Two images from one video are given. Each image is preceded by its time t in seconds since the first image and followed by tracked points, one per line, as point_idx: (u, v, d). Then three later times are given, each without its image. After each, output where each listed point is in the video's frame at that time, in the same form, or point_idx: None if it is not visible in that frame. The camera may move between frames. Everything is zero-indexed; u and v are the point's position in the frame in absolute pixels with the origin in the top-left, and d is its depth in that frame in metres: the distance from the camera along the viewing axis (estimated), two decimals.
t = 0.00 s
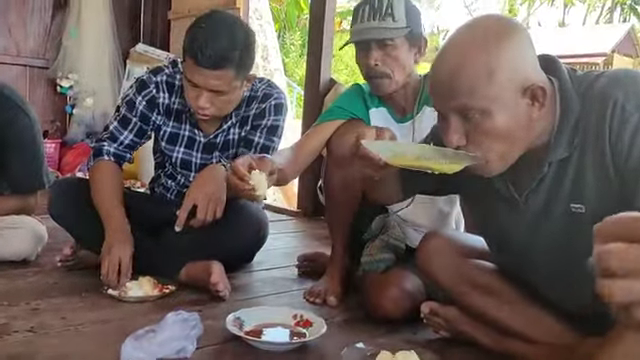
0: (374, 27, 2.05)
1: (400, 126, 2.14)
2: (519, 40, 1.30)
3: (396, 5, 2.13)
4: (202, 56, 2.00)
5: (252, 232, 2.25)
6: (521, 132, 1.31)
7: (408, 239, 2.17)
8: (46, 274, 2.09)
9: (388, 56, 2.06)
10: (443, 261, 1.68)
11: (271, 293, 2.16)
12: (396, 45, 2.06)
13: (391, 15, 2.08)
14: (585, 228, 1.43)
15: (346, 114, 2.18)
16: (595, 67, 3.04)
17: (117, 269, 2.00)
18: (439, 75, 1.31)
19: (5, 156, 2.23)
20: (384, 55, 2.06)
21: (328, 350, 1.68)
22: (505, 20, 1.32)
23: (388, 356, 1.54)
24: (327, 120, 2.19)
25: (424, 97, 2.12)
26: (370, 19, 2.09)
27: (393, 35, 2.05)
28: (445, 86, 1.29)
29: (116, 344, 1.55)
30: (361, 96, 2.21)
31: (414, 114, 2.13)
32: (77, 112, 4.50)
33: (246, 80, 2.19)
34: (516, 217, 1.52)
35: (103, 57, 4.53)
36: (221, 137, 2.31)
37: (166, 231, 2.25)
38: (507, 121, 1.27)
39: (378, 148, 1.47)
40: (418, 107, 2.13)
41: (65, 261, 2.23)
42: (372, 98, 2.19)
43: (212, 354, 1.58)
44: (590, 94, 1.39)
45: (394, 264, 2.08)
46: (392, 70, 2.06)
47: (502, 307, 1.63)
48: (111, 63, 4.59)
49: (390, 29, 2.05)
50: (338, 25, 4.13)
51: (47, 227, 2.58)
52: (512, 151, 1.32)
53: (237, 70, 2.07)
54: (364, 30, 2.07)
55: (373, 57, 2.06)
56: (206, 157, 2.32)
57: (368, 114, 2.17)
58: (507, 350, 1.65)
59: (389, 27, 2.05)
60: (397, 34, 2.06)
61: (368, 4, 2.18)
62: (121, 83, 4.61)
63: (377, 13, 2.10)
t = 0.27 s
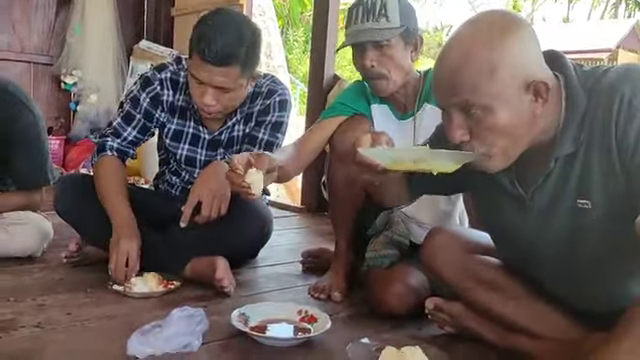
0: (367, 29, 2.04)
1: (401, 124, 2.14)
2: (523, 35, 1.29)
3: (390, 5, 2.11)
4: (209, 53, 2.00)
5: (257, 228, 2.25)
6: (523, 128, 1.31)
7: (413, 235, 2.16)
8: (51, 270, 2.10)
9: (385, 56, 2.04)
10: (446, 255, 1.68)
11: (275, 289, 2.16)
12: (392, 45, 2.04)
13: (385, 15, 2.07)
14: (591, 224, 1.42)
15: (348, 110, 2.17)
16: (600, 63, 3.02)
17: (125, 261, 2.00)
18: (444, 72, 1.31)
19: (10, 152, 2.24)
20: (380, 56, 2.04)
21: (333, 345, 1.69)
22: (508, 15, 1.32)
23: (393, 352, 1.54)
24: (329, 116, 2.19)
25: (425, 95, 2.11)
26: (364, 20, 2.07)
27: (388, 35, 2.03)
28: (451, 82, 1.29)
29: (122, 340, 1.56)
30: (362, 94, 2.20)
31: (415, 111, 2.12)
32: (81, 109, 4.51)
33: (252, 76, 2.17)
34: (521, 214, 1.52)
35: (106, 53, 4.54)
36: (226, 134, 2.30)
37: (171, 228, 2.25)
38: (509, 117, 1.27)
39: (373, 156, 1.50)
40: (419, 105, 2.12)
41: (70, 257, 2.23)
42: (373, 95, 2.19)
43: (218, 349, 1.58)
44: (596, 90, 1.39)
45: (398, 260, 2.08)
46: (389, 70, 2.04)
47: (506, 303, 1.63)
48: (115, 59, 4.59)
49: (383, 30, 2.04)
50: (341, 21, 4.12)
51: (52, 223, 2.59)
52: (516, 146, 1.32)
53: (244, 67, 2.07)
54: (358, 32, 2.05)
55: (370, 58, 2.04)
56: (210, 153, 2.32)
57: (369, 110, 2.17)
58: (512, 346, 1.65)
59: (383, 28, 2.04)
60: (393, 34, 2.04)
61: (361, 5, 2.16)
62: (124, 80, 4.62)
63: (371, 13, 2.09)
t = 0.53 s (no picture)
0: (381, 17, 2.02)
1: (407, 117, 2.11)
2: (532, 26, 1.28)
3: None
4: (212, 52, 1.99)
5: (266, 221, 2.26)
6: (531, 121, 1.30)
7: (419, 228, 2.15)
8: (61, 263, 2.11)
9: (393, 46, 2.03)
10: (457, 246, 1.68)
11: (284, 282, 2.17)
12: (405, 35, 2.02)
13: (399, 4, 2.05)
14: (601, 215, 1.44)
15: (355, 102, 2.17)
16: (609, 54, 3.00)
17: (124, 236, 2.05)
18: (452, 62, 1.30)
19: (20, 146, 2.26)
20: (391, 46, 2.02)
21: (343, 338, 1.69)
22: (517, 6, 1.30)
23: (402, 344, 1.54)
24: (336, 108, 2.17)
25: (433, 86, 2.07)
26: (378, 10, 2.05)
27: (403, 24, 2.01)
28: (460, 72, 1.28)
29: (133, 331, 1.57)
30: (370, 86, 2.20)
31: (423, 103, 2.09)
32: (89, 103, 4.52)
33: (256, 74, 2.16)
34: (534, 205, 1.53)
35: (114, 47, 4.54)
36: (232, 128, 2.30)
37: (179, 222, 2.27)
38: (517, 110, 1.27)
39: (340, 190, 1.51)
40: (426, 96, 2.08)
41: (79, 249, 2.26)
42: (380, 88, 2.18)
43: (228, 340, 1.59)
44: (609, 82, 1.39)
45: (405, 253, 2.07)
46: (401, 59, 2.03)
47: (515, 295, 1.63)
48: (122, 53, 4.60)
49: (399, 19, 2.02)
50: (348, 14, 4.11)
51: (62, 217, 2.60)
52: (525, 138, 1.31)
53: (248, 65, 2.06)
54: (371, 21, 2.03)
55: (381, 48, 2.03)
56: (216, 148, 2.32)
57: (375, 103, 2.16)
58: (522, 338, 1.65)
59: (399, 17, 2.02)
60: (407, 24, 2.02)
61: None
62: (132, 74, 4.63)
63: (384, 3, 2.07)
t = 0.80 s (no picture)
0: None
1: (425, 106, 2.05)
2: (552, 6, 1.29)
3: None
4: (204, 52, 1.95)
5: (276, 212, 2.26)
6: (551, 100, 1.31)
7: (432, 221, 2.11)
8: (74, 254, 2.13)
9: (426, 28, 1.94)
10: (467, 248, 1.68)
11: (294, 273, 2.17)
12: (437, 20, 1.94)
13: None
14: (618, 203, 1.40)
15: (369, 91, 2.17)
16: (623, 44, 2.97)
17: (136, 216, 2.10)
18: (467, 47, 1.30)
19: (33, 138, 2.27)
20: (422, 28, 1.94)
21: (354, 328, 1.70)
22: None
23: (413, 334, 1.55)
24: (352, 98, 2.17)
25: (452, 74, 2.00)
26: None
27: (436, 7, 1.93)
28: (475, 58, 1.28)
29: (146, 321, 1.59)
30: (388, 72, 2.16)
31: (442, 91, 2.02)
32: (99, 96, 4.54)
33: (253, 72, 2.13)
34: (546, 192, 1.50)
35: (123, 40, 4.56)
36: (235, 121, 2.30)
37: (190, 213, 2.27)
38: (537, 89, 1.27)
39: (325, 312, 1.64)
40: (445, 85, 2.01)
41: (92, 240, 2.27)
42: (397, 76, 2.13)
43: (239, 330, 1.60)
44: (628, 69, 1.38)
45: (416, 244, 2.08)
46: (429, 44, 1.94)
47: (526, 285, 1.63)
48: (131, 46, 4.61)
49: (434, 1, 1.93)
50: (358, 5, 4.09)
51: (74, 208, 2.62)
52: (544, 117, 1.32)
53: (242, 63, 2.02)
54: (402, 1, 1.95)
55: (412, 30, 1.94)
56: (221, 142, 2.32)
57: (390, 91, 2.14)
58: (533, 329, 1.65)
59: None
60: (440, 7, 1.94)
61: None
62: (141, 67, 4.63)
63: None
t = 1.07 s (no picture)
0: None
1: (441, 96, 2.05)
2: None
3: None
4: (189, 57, 1.86)
5: (286, 204, 2.27)
6: (567, 86, 1.30)
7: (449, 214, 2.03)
8: (88, 244, 2.15)
9: (451, 9, 1.92)
10: (480, 237, 1.69)
11: (307, 264, 2.18)
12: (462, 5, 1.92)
13: None
14: (636, 193, 1.39)
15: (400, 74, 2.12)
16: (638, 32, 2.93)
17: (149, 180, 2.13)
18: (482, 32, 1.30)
19: (46, 129, 2.29)
20: (447, 10, 1.92)
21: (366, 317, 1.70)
22: None
23: (426, 324, 1.55)
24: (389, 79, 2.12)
25: (469, 62, 1.99)
26: None
27: None
28: (490, 45, 1.28)
29: (160, 310, 1.60)
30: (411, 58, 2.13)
31: (458, 80, 2.02)
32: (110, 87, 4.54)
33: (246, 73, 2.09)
34: (559, 180, 1.49)
35: (134, 31, 4.56)
36: (234, 116, 2.24)
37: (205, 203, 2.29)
38: (552, 74, 1.26)
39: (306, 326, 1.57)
40: (462, 73, 2.01)
41: (106, 231, 2.29)
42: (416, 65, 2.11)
43: (253, 319, 1.61)
44: None
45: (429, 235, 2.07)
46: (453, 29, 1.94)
47: (539, 275, 1.62)
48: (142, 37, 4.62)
49: None
50: None
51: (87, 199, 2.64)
52: (558, 103, 1.30)
53: (231, 65, 1.92)
54: None
55: (436, 12, 1.92)
56: (223, 139, 2.28)
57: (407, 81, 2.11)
58: (546, 320, 1.65)
59: None
60: None
61: None
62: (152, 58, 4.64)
63: None
